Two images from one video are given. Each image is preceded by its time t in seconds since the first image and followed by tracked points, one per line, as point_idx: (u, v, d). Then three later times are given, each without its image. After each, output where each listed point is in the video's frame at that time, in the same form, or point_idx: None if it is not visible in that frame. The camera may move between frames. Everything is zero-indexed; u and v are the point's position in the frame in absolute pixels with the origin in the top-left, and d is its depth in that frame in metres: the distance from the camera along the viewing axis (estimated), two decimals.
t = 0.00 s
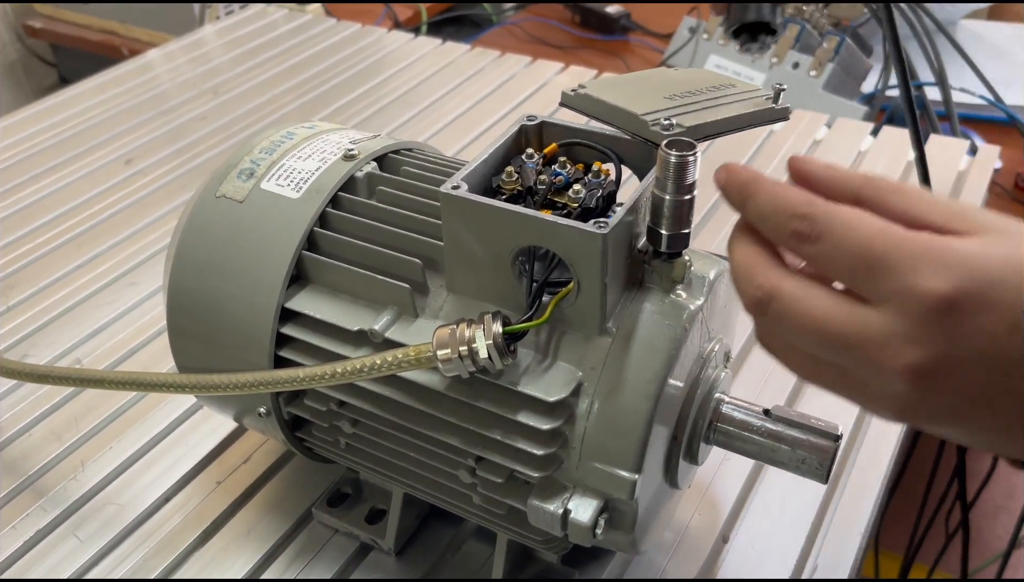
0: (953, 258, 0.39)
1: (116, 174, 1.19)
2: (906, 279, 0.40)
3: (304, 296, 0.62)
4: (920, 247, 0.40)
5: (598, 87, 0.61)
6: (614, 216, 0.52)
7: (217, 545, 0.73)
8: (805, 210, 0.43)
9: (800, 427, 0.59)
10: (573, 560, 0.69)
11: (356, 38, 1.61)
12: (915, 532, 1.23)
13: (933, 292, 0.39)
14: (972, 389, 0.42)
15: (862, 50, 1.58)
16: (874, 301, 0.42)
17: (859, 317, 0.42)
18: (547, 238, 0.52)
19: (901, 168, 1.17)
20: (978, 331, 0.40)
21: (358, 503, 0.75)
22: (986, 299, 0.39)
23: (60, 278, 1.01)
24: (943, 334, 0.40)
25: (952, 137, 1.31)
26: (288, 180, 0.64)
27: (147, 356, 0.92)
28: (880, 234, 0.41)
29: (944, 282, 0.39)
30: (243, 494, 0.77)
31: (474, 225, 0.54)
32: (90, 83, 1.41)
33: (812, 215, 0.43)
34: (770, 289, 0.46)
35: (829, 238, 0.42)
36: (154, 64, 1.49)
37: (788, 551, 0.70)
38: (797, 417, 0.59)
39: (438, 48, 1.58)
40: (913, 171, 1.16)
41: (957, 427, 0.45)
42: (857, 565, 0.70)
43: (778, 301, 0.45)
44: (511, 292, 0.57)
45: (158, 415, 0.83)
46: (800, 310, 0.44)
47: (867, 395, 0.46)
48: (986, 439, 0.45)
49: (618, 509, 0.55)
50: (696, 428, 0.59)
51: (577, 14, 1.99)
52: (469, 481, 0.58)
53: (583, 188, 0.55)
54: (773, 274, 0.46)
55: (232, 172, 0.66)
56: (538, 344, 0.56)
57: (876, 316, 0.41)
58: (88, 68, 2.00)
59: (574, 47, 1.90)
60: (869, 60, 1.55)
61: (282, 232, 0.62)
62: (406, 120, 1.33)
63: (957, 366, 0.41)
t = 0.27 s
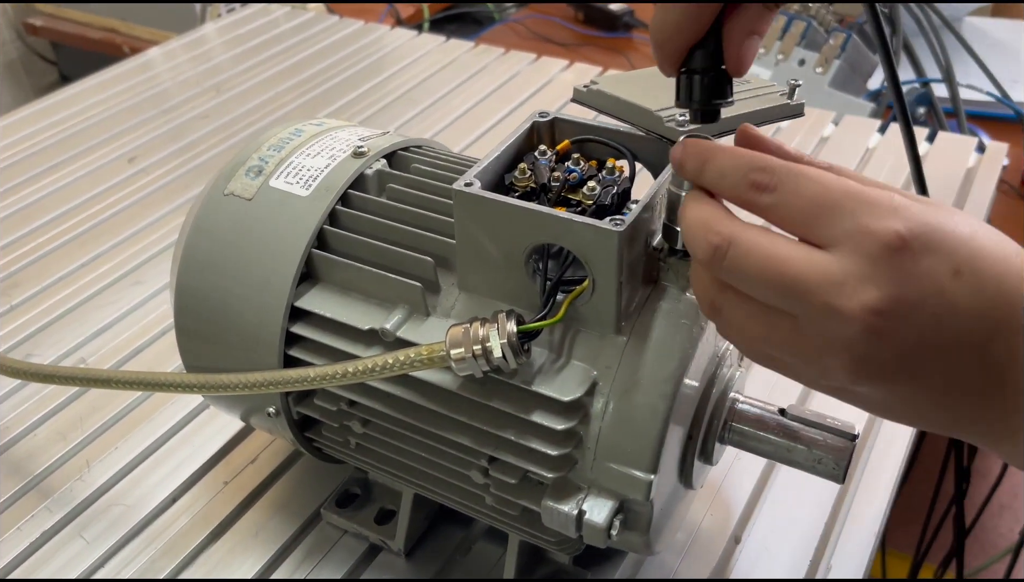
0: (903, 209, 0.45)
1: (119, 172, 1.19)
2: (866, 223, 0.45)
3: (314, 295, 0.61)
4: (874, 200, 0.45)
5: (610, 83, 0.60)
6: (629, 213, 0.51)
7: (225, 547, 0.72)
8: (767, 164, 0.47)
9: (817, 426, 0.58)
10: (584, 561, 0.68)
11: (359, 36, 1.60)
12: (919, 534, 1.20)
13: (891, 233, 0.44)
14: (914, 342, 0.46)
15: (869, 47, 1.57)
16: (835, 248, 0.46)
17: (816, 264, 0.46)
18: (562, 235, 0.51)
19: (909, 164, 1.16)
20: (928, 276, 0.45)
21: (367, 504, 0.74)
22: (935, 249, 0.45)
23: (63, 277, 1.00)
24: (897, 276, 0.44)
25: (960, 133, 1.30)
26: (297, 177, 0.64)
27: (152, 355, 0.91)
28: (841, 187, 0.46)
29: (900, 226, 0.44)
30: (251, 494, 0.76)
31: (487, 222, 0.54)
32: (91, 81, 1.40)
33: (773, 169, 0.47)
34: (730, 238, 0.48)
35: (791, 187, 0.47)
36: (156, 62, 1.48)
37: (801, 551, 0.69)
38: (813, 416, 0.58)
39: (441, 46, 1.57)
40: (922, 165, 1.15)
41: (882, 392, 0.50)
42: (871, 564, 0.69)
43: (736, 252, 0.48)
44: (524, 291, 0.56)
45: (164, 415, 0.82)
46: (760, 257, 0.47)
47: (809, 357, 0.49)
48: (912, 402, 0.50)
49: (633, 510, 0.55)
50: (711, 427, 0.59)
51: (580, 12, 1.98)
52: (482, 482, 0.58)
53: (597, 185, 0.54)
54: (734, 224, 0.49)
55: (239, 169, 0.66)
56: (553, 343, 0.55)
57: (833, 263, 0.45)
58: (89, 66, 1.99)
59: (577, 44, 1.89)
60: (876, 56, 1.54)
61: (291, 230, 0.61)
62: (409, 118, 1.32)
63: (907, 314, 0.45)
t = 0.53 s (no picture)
0: (902, 205, 0.46)
1: (119, 175, 1.18)
2: (871, 217, 0.45)
3: (320, 300, 0.61)
4: (875, 196, 0.46)
5: (618, 86, 0.60)
6: (640, 218, 0.51)
7: (230, 553, 0.72)
8: (768, 161, 0.47)
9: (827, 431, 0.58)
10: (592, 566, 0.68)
11: (359, 38, 1.60)
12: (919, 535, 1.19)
13: (896, 225, 0.45)
14: (917, 338, 0.46)
15: (870, 48, 1.57)
16: (840, 241, 0.45)
17: (823, 257, 0.45)
18: (572, 240, 0.51)
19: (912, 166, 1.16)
20: (931, 270, 0.45)
21: (373, 509, 0.74)
22: (935, 245, 0.46)
23: (65, 280, 0.99)
24: (903, 269, 0.44)
25: (963, 134, 1.30)
26: (303, 182, 0.63)
27: (154, 360, 0.91)
28: (842, 184, 0.46)
29: (904, 221, 0.45)
30: (255, 500, 0.76)
31: (496, 227, 0.53)
32: (91, 83, 1.40)
33: (773, 167, 0.47)
34: (732, 234, 0.47)
35: (792, 182, 0.47)
36: (155, 64, 1.48)
37: (810, 554, 0.69)
38: (823, 420, 0.58)
39: (442, 47, 1.57)
40: (926, 166, 1.15)
41: (881, 394, 0.49)
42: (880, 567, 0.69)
43: (738, 247, 0.47)
44: (533, 295, 0.56)
45: (167, 420, 0.82)
46: (763, 252, 0.46)
47: (810, 359, 0.48)
48: (909, 404, 0.50)
49: (642, 516, 0.54)
50: (720, 432, 0.58)
51: (580, 12, 1.98)
52: (490, 488, 0.58)
53: (607, 190, 0.54)
54: (734, 220, 0.48)
55: (244, 174, 0.65)
56: (562, 349, 0.55)
57: (839, 256, 0.45)
58: (87, 68, 1.98)
59: (578, 45, 1.89)
60: (878, 57, 1.54)
61: (297, 235, 0.61)
62: (410, 119, 1.31)
63: (912, 308, 0.45)
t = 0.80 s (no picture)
0: (905, 219, 0.46)
1: (118, 182, 1.18)
2: (875, 231, 0.45)
3: (324, 311, 0.61)
4: (879, 210, 0.46)
5: (621, 95, 0.60)
6: (645, 230, 0.51)
7: (233, 564, 0.71)
8: (772, 175, 0.47)
9: (831, 441, 0.58)
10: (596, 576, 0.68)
11: (357, 44, 1.60)
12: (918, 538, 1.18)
13: (901, 240, 0.45)
14: (921, 350, 0.46)
15: (867, 53, 1.57)
16: (844, 255, 0.46)
17: (828, 271, 0.45)
18: (577, 253, 0.51)
19: (911, 172, 1.16)
20: (935, 284, 0.46)
21: (376, 519, 0.74)
22: (937, 260, 0.46)
23: (64, 289, 0.99)
24: (907, 284, 0.45)
25: (960, 139, 1.30)
26: (306, 193, 0.63)
27: (155, 368, 0.90)
28: (845, 198, 0.47)
29: (908, 236, 0.45)
30: (257, 511, 0.75)
31: (500, 239, 0.53)
32: (88, 90, 1.39)
33: (777, 180, 0.47)
34: (737, 246, 0.47)
35: (796, 195, 0.47)
36: (152, 70, 1.47)
37: (814, 564, 0.69)
38: (827, 431, 0.58)
39: (440, 53, 1.57)
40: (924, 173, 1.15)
41: (883, 405, 0.50)
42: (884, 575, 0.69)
43: (744, 260, 0.47)
44: (539, 307, 0.56)
45: (168, 429, 0.81)
46: (769, 265, 0.46)
47: (814, 370, 0.48)
48: (910, 416, 0.50)
49: (648, 528, 0.55)
50: (726, 442, 0.59)
51: (578, 17, 1.98)
52: (495, 500, 0.58)
53: (611, 202, 0.54)
54: (739, 232, 0.48)
55: (247, 185, 0.65)
56: (567, 361, 0.55)
57: (844, 270, 0.45)
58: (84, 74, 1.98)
59: (575, 50, 1.89)
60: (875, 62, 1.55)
61: (301, 247, 0.61)
62: (410, 126, 1.31)
63: (916, 322, 0.45)
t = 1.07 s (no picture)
0: (900, 232, 0.46)
1: (111, 189, 1.17)
2: (869, 246, 0.45)
3: (321, 322, 0.60)
4: (873, 223, 0.46)
5: (619, 104, 0.60)
6: (644, 241, 0.51)
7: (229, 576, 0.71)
8: (765, 192, 0.47)
9: (831, 451, 0.57)
10: None
11: (351, 49, 1.59)
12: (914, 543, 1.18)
13: (896, 256, 0.45)
14: (916, 363, 0.46)
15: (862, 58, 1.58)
16: (839, 271, 0.46)
17: (823, 287, 0.45)
18: (576, 264, 0.50)
19: (906, 177, 1.17)
20: (931, 298, 0.45)
21: (373, 530, 0.73)
22: (932, 273, 0.46)
23: (57, 297, 0.98)
24: (902, 299, 0.45)
25: (955, 144, 1.31)
26: (302, 203, 0.63)
27: (149, 377, 0.90)
28: (840, 212, 0.46)
29: (902, 250, 0.45)
30: (253, 523, 0.75)
31: (498, 250, 0.53)
32: (81, 96, 1.38)
33: (770, 197, 0.47)
34: (731, 263, 0.47)
35: (790, 212, 0.46)
36: (145, 76, 1.47)
37: (813, 573, 0.68)
38: (828, 441, 0.58)
39: (434, 58, 1.56)
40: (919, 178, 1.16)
41: (880, 417, 0.49)
42: None
43: (739, 276, 0.47)
44: (538, 318, 0.55)
45: (163, 440, 0.80)
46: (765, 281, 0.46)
47: (810, 384, 0.48)
48: (907, 427, 0.50)
49: (648, 540, 0.54)
50: (726, 453, 0.58)
51: (572, 22, 1.98)
52: (494, 512, 0.57)
53: (610, 212, 0.54)
54: (734, 248, 0.47)
55: (243, 195, 0.65)
56: (566, 372, 0.54)
57: (839, 285, 0.45)
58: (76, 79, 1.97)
59: (570, 54, 1.89)
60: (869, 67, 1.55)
61: (298, 258, 0.60)
62: (405, 131, 1.31)
63: (912, 336, 0.45)
